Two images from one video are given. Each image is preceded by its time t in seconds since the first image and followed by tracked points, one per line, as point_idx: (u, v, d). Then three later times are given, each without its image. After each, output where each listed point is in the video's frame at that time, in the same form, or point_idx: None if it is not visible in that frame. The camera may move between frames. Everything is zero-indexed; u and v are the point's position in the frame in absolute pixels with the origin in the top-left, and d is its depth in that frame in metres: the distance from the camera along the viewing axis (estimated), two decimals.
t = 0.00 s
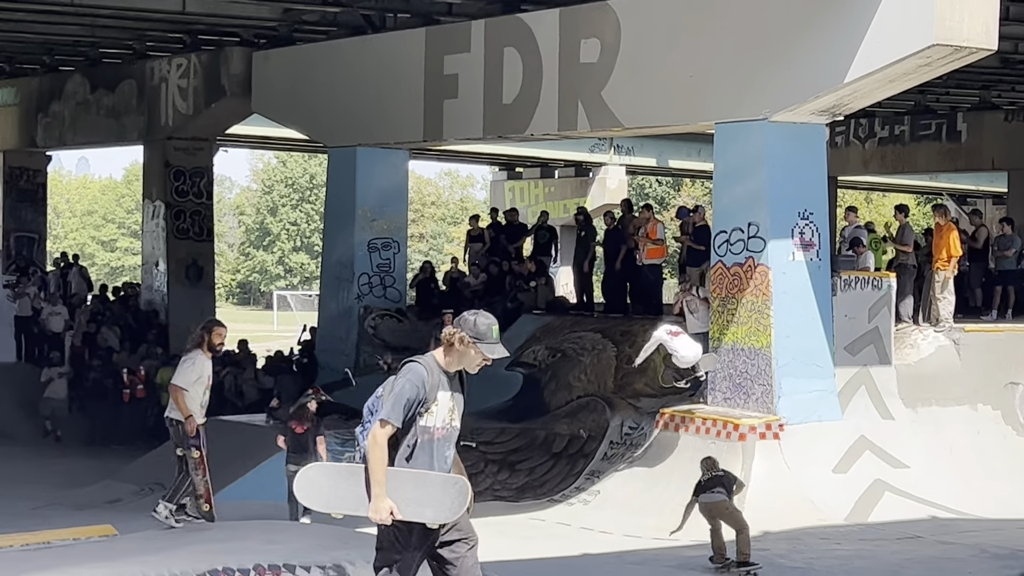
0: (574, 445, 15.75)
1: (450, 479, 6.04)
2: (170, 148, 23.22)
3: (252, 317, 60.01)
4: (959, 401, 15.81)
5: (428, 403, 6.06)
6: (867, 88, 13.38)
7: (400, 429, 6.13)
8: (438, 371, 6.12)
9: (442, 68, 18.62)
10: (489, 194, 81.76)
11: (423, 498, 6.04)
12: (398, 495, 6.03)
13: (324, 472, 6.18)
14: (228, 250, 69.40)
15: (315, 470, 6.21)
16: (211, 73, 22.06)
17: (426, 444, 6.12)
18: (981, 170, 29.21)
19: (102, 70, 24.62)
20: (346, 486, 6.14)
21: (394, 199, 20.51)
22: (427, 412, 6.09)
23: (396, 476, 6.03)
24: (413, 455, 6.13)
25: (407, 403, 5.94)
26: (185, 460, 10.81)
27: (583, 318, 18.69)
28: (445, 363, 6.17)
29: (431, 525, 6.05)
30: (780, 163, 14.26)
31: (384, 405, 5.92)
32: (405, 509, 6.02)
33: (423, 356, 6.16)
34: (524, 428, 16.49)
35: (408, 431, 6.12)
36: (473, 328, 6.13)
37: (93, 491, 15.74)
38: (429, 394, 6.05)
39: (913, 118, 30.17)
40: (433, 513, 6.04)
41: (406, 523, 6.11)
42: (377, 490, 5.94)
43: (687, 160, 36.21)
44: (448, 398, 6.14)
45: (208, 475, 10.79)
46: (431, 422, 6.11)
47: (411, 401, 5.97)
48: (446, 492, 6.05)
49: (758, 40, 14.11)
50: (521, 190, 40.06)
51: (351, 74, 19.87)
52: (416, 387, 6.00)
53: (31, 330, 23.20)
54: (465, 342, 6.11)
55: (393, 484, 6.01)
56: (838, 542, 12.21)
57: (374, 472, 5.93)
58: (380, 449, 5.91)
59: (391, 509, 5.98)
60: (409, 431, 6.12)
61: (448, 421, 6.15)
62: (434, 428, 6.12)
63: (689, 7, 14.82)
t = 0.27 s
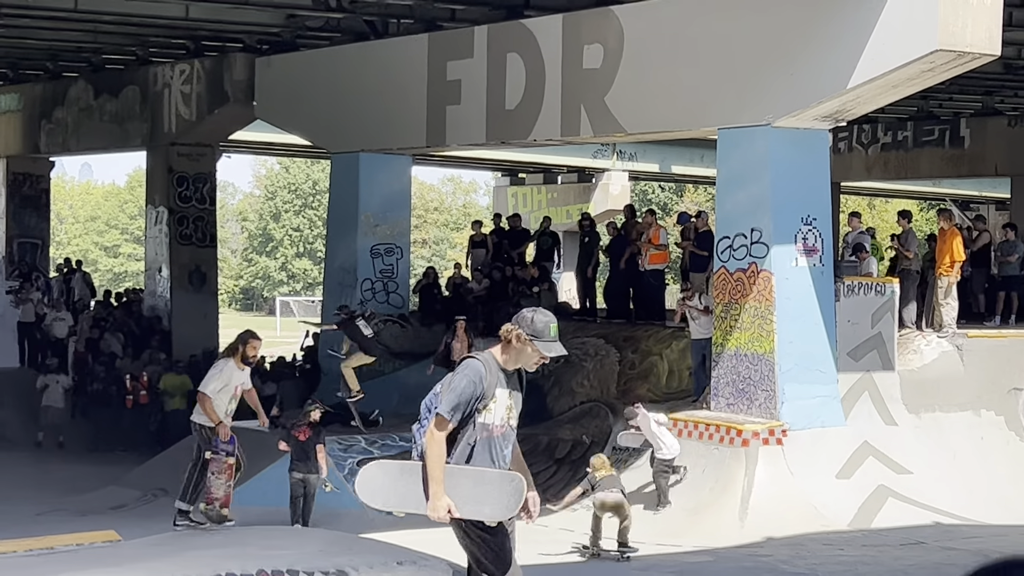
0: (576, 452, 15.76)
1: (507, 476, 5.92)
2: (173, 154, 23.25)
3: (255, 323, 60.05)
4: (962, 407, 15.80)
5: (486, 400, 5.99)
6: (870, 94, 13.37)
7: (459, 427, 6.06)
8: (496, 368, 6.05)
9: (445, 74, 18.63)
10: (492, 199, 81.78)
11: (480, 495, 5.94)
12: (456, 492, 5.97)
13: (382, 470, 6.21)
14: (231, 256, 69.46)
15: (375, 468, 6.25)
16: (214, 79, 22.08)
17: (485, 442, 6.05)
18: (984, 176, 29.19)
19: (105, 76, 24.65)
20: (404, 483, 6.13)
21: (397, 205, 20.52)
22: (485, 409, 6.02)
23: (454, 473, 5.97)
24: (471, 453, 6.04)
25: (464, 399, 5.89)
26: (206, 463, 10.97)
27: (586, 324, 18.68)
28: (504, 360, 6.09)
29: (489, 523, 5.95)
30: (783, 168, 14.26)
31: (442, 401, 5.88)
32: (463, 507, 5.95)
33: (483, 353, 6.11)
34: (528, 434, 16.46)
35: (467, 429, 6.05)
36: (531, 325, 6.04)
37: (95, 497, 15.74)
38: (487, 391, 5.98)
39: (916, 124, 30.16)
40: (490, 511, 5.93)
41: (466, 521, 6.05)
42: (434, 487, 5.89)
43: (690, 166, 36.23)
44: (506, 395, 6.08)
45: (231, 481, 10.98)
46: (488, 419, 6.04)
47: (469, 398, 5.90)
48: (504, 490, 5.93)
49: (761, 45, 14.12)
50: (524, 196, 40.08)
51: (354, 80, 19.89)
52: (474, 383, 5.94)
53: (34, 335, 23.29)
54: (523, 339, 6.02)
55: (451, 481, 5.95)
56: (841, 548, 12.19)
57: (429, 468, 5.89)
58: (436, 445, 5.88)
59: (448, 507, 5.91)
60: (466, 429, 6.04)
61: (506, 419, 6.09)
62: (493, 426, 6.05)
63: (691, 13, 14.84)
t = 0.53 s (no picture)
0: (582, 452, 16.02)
1: (564, 491, 5.82)
2: (178, 155, 23.28)
3: (259, 324, 60.10)
4: (967, 408, 15.83)
5: (543, 409, 5.95)
6: (875, 95, 13.36)
7: (518, 438, 6.00)
8: (552, 377, 6.02)
9: (450, 75, 18.63)
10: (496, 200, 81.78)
11: (536, 509, 5.84)
12: (513, 506, 5.85)
13: (443, 485, 5.99)
14: (236, 257, 69.47)
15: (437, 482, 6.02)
16: (219, 80, 22.10)
17: (543, 452, 5.99)
18: (989, 177, 29.14)
19: (110, 78, 24.68)
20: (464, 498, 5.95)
21: (401, 206, 20.53)
22: (542, 419, 5.98)
23: (512, 487, 5.86)
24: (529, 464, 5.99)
25: (520, 412, 5.83)
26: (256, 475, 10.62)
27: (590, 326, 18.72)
28: (560, 369, 6.04)
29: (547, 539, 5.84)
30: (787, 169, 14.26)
31: (498, 413, 5.82)
32: (520, 522, 5.84)
33: (536, 361, 6.07)
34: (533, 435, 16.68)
35: (525, 440, 5.99)
36: (583, 331, 5.95)
37: (100, 499, 15.74)
38: (542, 401, 5.94)
39: (920, 125, 30.13)
40: (546, 526, 5.83)
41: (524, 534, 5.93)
42: (491, 502, 5.76)
43: (694, 167, 36.23)
44: (564, 403, 6.05)
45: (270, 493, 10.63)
46: (545, 429, 5.99)
47: (524, 409, 5.85)
48: (560, 504, 5.83)
49: (766, 47, 14.12)
50: (528, 197, 40.06)
51: (359, 81, 19.91)
52: (530, 393, 5.89)
53: (39, 336, 23.36)
54: (575, 346, 5.96)
55: (509, 496, 5.84)
56: (846, 550, 12.18)
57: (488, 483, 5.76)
58: (495, 460, 5.76)
59: (505, 523, 5.78)
60: (524, 440, 5.99)
61: (565, 426, 6.05)
62: (550, 435, 6.00)
63: (695, 15, 14.86)
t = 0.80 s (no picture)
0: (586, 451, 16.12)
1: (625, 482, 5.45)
2: (182, 153, 23.26)
3: (263, 322, 60.18)
4: (971, 405, 15.80)
5: (593, 401, 5.70)
6: (880, 93, 13.35)
7: (568, 432, 5.76)
8: (601, 369, 5.77)
9: (454, 73, 18.62)
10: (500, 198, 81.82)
11: (594, 502, 5.50)
12: (571, 500, 5.52)
13: (498, 479, 5.66)
14: (239, 255, 69.54)
15: (493, 477, 5.68)
16: (223, 78, 22.11)
17: (594, 445, 5.74)
18: (993, 175, 29.12)
19: (114, 76, 24.71)
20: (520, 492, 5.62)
21: (405, 204, 20.52)
22: (593, 411, 5.73)
23: (570, 481, 5.53)
24: (581, 459, 5.73)
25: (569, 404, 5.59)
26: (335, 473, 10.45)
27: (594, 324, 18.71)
28: (610, 361, 5.80)
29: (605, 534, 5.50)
30: (792, 167, 14.24)
31: (548, 407, 5.60)
32: (578, 516, 5.50)
33: (585, 353, 5.85)
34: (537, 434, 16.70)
35: (576, 433, 5.74)
36: (632, 322, 5.70)
37: (104, 497, 15.75)
38: (592, 392, 5.70)
39: (924, 123, 30.12)
40: (604, 520, 5.48)
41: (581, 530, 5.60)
42: (548, 497, 5.45)
43: (698, 164, 36.25)
44: (616, 394, 5.79)
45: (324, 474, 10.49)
46: (596, 421, 5.73)
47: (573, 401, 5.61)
48: (621, 498, 5.46)
49: (771, 44, 14.11)
50: (532, 194, 40.05)
51: (363, 79, 19.91)
52: (580, 384, 5.65)
53: (43, 334, 23.32)
54: (625, 337, 5.70)
55: (567, 489, 5.51)
56: (851, 548, 12.17)
57: (545, 476, 5.45)
58: (548, 454, 5.49)
59: (564, 517, 5.45)
60: (576, 434, 5.73)
61: (617, 419, 5.79)
62: (602, 427, 5.74)
63: (699, 12, 14.85)
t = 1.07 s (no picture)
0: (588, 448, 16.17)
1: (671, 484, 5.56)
2: (184, 151, 23.25)
3: (264, 320, 60.22)
4: (973, 403, 15.76)
5: (644, 403, 5.71)
6: (881, 90, 13.34)
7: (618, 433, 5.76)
8: (654, 370, 5.80)
9: (456, 71, 18.63)
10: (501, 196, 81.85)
11: (640, 503, 5.58)
12: (620, 502, 5.60)
13: (549, 481, 5.76)
14: (241, 253, 69.53)
15: (539, 480, 5.80)
16: (225, 76, 22.12)
17: (643, 448, 5.74)
18: (995, 172, 29.10)
19: (116, 74, 24.73)
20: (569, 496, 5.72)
21: (407, 201, 20.53)
22: (644, 412, 5.73)
23: (618, 483, 5.62)
24: (630, 462, 5.74)
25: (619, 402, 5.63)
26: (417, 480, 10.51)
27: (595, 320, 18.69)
28: (662, 363, 5.82)
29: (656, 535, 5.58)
30: (793, 164, 14.25)
31: (597, 406, 5.64)
32: (627, 519, 5.58)
33: (637, 355, 5.87)
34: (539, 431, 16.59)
35: (624, 436, 5.74)
36: (685, 322, 5.73)
37: (105, 494, 15.78)
38: (643, 392, 5.71)
39: (925, 120, 30.13)
40: (654, 521, 5.55)
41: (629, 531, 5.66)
42: (597, 499, 5.53)
43: (700, 162, 36.27)
44: (669, 398, 5.79)
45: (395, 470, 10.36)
46: (647, 423, 5.73)
47: (623, 400, 5.65)
48: (669, 499, 5.54)
49: (771, 43, 14.12)
50: (533, 192, 40.04)
51: (364, 77, 19.92)
52: (630, 383, 5.70)
53: (45, 332, 23.28)
54: (678, 338, 5.73)
55: (614, 491, 5.59)
56: (852, 544, 12.19)
57: (594, 479, 5.54)
58: (597, 454, 5.55)
59: (613, 519, 5.54)
60: (626, 435, 5.73)
61: (668, 423, 5.78)
62: (651, 430, 5.74)
63: (700, 9, 14.86)
